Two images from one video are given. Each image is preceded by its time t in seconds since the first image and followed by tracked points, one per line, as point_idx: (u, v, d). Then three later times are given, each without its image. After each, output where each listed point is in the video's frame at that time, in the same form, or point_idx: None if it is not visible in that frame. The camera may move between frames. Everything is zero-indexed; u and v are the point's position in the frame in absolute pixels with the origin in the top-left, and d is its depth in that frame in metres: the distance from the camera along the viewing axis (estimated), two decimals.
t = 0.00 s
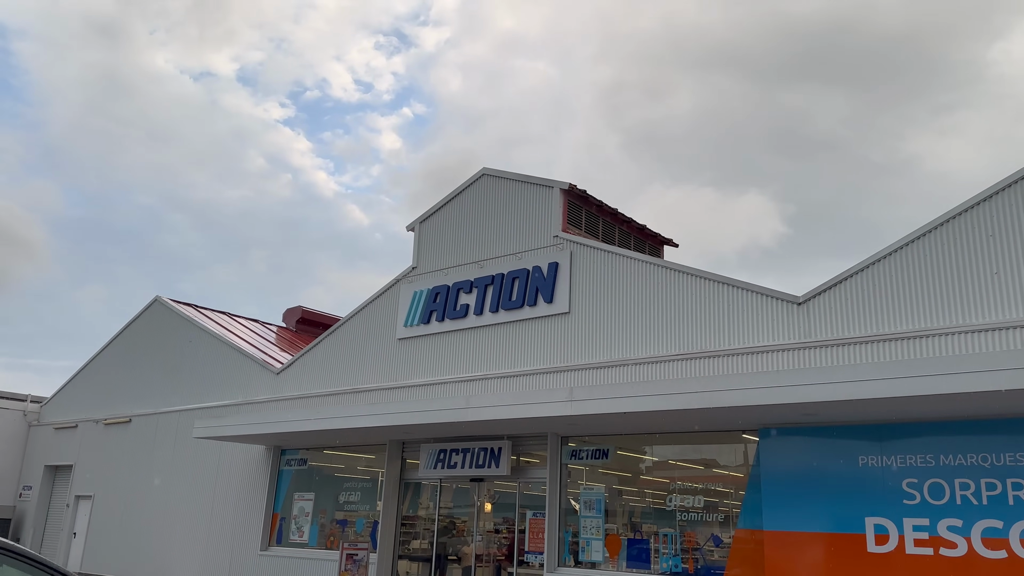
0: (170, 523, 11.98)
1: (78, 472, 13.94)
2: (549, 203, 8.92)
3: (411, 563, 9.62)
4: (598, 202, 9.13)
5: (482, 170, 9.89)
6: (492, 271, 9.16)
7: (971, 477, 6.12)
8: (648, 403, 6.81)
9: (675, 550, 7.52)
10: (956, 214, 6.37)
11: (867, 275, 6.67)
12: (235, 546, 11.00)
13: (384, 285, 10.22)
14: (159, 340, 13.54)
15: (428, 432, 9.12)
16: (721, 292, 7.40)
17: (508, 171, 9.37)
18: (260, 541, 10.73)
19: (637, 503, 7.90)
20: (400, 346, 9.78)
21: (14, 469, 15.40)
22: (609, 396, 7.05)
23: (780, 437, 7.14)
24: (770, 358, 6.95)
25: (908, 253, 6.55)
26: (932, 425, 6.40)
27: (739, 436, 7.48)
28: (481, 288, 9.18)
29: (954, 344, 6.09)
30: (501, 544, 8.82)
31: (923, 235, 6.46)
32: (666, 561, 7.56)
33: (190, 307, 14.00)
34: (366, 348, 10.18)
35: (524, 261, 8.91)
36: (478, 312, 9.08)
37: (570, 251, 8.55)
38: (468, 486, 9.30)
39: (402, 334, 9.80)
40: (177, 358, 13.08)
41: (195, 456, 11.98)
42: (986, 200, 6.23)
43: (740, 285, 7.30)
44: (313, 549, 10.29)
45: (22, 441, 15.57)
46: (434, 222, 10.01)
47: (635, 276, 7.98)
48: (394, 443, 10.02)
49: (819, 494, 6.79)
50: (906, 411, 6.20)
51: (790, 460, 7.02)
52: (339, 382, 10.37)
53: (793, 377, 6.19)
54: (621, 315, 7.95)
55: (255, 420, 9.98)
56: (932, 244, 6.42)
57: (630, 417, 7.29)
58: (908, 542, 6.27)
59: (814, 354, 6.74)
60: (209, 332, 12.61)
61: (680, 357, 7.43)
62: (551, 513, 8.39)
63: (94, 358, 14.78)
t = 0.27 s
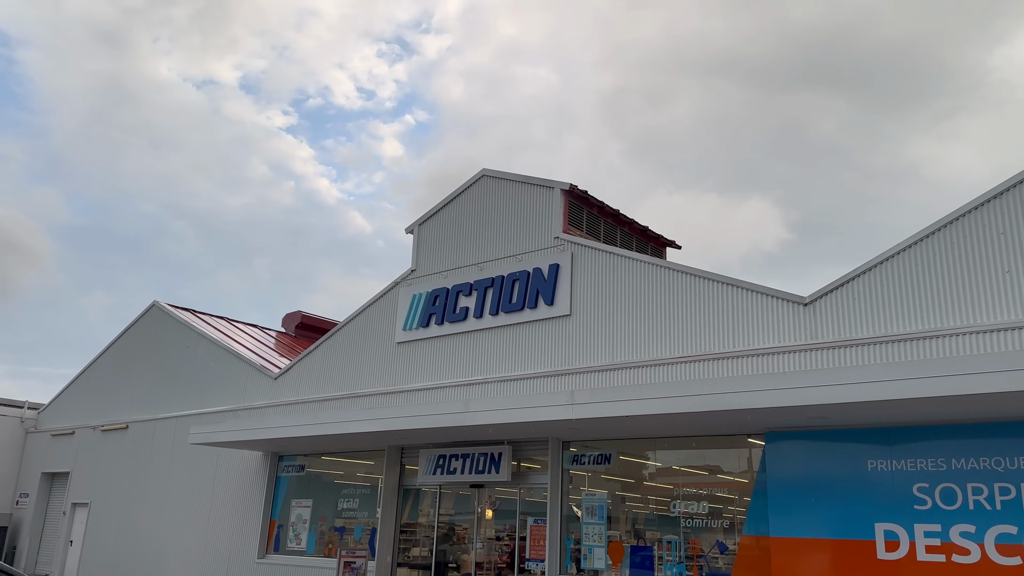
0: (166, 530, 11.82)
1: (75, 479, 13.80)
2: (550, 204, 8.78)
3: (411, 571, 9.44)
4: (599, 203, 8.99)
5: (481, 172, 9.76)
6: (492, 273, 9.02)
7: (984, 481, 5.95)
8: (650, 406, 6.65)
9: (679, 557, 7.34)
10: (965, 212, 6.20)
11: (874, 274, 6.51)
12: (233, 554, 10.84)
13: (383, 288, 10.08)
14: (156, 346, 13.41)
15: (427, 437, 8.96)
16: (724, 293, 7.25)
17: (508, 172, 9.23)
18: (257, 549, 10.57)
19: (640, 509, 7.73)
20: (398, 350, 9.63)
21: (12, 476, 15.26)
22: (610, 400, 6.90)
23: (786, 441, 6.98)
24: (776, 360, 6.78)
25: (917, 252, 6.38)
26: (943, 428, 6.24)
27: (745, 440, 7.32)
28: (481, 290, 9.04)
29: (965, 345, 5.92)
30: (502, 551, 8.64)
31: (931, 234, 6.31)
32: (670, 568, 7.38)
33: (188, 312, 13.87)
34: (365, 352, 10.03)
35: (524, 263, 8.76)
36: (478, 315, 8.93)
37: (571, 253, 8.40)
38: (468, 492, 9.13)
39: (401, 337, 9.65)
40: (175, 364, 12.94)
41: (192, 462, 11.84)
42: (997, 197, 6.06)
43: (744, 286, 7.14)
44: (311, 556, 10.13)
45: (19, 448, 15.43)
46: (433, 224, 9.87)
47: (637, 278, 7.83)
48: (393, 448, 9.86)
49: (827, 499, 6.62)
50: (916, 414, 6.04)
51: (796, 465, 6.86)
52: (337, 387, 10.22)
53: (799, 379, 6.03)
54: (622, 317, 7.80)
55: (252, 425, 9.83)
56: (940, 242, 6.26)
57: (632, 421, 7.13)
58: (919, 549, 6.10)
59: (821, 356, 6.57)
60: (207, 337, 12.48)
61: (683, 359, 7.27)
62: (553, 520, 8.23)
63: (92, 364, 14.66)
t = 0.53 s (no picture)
0: (163, 538, 11.66)
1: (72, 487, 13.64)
2: (550, 205, 8.65)
3: None
4: (600, 205, 8.86)
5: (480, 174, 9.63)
6: (492, 276, 8.88)
7: (998, 487, 5.79)
8: (653, 410, 6.50)
9: (683, 564, 7.18)
10: (976, 210, 6.04)
11: (882, 275, 6.35)
12: (229, 562, 10.68)
13: (381, 292, 9.95)
14: (154, 352, 13.29)
15: (426, 442, 8.81)
16: (728, 295, 7.10)
17: (507, 173, 9.11)
18: (254, 557, 10.41)
19: (643, 516, 7.57)
20: (397, 355, 9.49)
21: (9, 484, 15.11)
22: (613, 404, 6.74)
23: (793, 446, 6.82)
24: (782, 363, 6.63)
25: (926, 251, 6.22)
26: (954, 432, 6.08)
27: (750, 445, 7.16)
28: (480, 294, 8.90)
29: (976, 346, 5.76)
30: (503, 559, 8.48)
31: (940, 233, 6.15)
32: None
33: (186, 318, 13.74)
34: (363, 357, 9.89)
35: (524, 266, 8.62)
36: (477, 319, 8.79)
37: (572, 255, 8.26)
38: (469, 499, 8.98)
39: (400, 342, 9.51)
40: (172, 370, 12.81)
41: (189, 469, 11.69)
42: (1008, 194, 5.90)
43: (749, 287, 6.99)
44: (309, 564, 9.97)
45: (16, 456, 15.29)
46: (432, 227, 9.74)
47: (639, 280, 7.69)
48: (391, 455, 9.71)
49: (835, 505, 6.47)
50: (927, 417, 5.88)
51: (803, 470, 6.70)
52: (335, 392, 10.07)
53: (807, 381, 5.87)
54: (624, 320, 7.65)
55: (249, 431, 9.69)
56: (950, 242, 6.10)
57: (635, 425, 6.98)
58: (931, 557, 5.94)
59: (828, 358, 6.41)
60: (204, 343, 12.34)
61: (686, 363, 7.12)
62: (554, 527, 8.07)
63: (89, 371, 14.53)
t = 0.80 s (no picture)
0: (160, 542, 11.52)
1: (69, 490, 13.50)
2: (551, 202, 8.51)
3: None
4: (602, 201, 8.72)
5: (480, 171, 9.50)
6: (492, 274, 8.74)
7: (1012, 485, 5.63)
8: (657, 408, 6.34)
9: (688, 567, 7.03)
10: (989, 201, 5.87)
11: (892, 268, 6.19)
12: (227, 565, 10.53)
13: (381, 291, 9.81)
14: (151, 353, 13.16)
15: (425, 443, 8.66)
16: (733, 291, 6.94)
17: (507, 170, 8.97)
18: (252, 561, 10.27)
19: (647, 518, 7.42)
20: (397, 354, 9.35)
21: (6, 488, 14.97)
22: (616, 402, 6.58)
23: (800, 445, 6.66)
24: (789, 359, 6.46)
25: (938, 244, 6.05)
26: (967, 429, 5.92)
27: (756, 444, 7.01)
28: (480, 292, 8.76)
29: (991, 341, 5.59)
30: (505, 563, 8.32)
31: (952, 225, 5.98)
32: None
33: (184, 319, 13.62)
34: (362, 357, 9.75)
35: (525, 263, 8.48)
36: (478, 317, 8.65)
37: (573, 251, 8.12)
38: (469, 501, 8.83)
39: (399, 342, 9.37)
40: (169, 372, 12.68)
41: (186, 471, 11.56)
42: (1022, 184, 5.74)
43: (754, 283, 6.83)
44: (307, 568, 9.83)
45: (13, 459, 15.15)
46: (431, 225, 9.61)
47: (643, 276, 7.53)
48: (391, 456, 9.57)
49: (844, 505, 6.31)
50: (939, 414, 5.72)
51: (811, 469, 6.55)
52: (334, 393, 9.93)
53: (816, 377, 5.70)
54: (627, 317, 7.50)
55: (246, 433, 9.54)
56: (962, 234, 5.93)
57: (639, 425, 6.82)
58: (944, 558, 5.78)
59: (836, 354, 6.25)
60: (202, 344, 12.20)
61: (691, 360, 6.96)
62: (556, 530, 7.92)
63: (87, 374, 14.40)
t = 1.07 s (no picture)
0: (157, 546, 11.37)
1: (66, 495, 13.36)
2: (552, 200, 8.36)
3: None
4: (604, 199, 8.56)
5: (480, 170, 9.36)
6: (493, 274, 8.58)
7: None
8: (661, 409, 6.18)
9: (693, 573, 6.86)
10: (1002, 195, 5.69)
11: (904, 265, 6.00)
12: (224, 571, 10.38)
13: (380, 292, 9.66)
14: (149, 356, 13.02)
15: (425, 446, 8.50)
16: (739, 290, 6.77)
17: (507, 168, 8.83)
18: (250, 566, 10.12)
19: (651, 523, 7.26)
20: (396, 356, 9.20)
21: (3, 493, 14.83)
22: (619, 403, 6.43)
23: (808, 446, 6.50)
24: (797, 359, 6.29)
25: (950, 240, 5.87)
26: (981, 430, 5.75)
27: (763, 446, 6.84)
28: (481, 292, 8.60)
29: (1005, 339, 5.40)
30: (507, 568, 8.16)
31: (964, 220, 5.80)
32: None
33: (182, 322, 13.48)
34: (361, 359, 9.60)
35: (526, 263, 8.33)
36: (478, 318, 8.49)
37: (575, 250, 7.96)
38: (470, 505, 8.66)
39: (398, 343, 9.21)
40: (167, 374, 12.54)
41: (184, 475, 11.41)
42: None
43: (760, 281, 6.67)
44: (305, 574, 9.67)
45: (11, 464, 15.02)
46: (431, 225, 9.47)
47: (646, 275, 7.38)
48: (390, 460, 9.41)
49: (854, 509, 6.14)
50: (952, 415, 5.54)
51: (820, 472, 6.38)
52: (333, 395, 9.77)
53: (825, 377, 5.53)
54: (630, 317, 7.34)
55: (243, 436, 9.39)
56: (977, 228, 5.75)
57: (643, 427, 6.66)
58: (958, 563, 5.61)
59: (845, 354, 6.07)
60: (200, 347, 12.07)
61: (695, 361, 6.80)
62: (558, 534, 7.75)
63: (84, 377, 14.26)
